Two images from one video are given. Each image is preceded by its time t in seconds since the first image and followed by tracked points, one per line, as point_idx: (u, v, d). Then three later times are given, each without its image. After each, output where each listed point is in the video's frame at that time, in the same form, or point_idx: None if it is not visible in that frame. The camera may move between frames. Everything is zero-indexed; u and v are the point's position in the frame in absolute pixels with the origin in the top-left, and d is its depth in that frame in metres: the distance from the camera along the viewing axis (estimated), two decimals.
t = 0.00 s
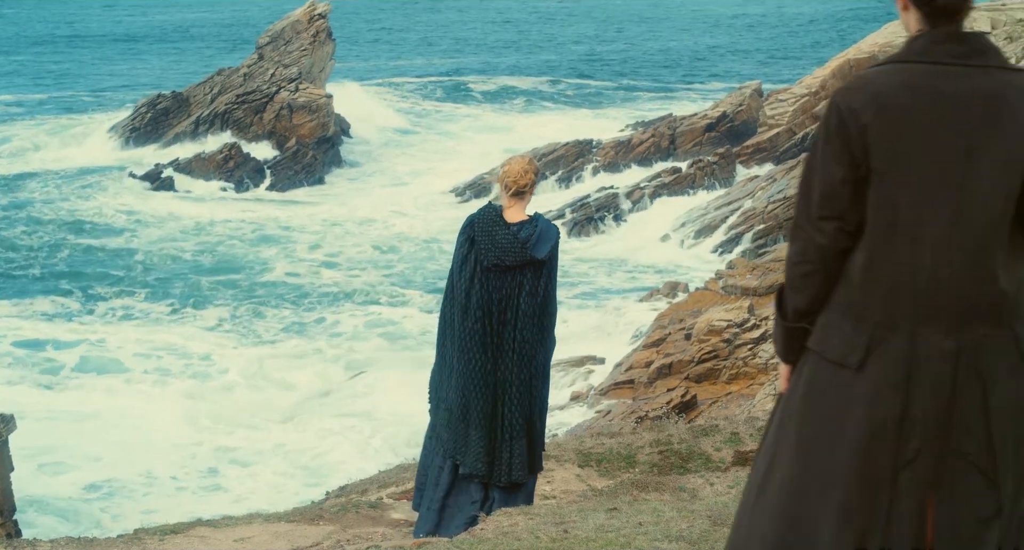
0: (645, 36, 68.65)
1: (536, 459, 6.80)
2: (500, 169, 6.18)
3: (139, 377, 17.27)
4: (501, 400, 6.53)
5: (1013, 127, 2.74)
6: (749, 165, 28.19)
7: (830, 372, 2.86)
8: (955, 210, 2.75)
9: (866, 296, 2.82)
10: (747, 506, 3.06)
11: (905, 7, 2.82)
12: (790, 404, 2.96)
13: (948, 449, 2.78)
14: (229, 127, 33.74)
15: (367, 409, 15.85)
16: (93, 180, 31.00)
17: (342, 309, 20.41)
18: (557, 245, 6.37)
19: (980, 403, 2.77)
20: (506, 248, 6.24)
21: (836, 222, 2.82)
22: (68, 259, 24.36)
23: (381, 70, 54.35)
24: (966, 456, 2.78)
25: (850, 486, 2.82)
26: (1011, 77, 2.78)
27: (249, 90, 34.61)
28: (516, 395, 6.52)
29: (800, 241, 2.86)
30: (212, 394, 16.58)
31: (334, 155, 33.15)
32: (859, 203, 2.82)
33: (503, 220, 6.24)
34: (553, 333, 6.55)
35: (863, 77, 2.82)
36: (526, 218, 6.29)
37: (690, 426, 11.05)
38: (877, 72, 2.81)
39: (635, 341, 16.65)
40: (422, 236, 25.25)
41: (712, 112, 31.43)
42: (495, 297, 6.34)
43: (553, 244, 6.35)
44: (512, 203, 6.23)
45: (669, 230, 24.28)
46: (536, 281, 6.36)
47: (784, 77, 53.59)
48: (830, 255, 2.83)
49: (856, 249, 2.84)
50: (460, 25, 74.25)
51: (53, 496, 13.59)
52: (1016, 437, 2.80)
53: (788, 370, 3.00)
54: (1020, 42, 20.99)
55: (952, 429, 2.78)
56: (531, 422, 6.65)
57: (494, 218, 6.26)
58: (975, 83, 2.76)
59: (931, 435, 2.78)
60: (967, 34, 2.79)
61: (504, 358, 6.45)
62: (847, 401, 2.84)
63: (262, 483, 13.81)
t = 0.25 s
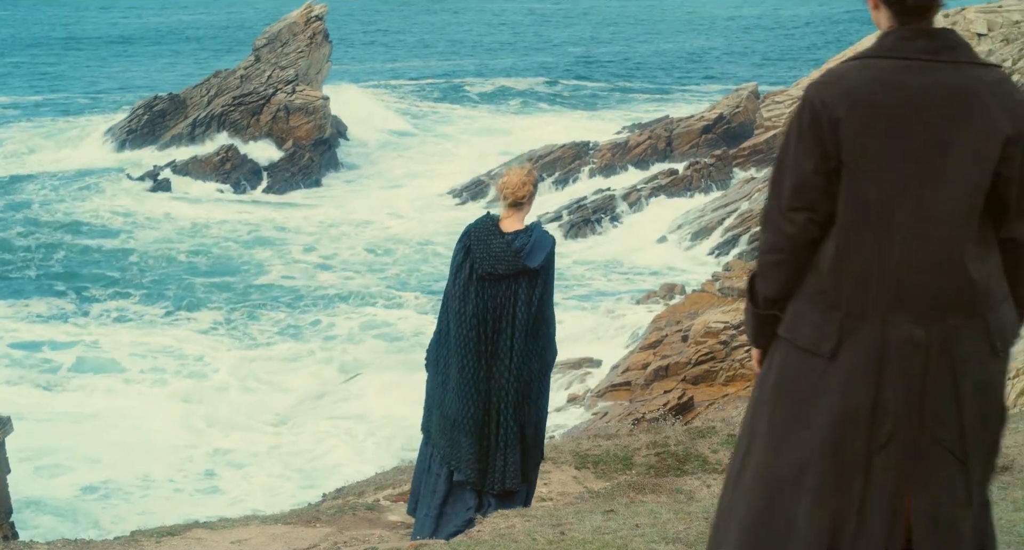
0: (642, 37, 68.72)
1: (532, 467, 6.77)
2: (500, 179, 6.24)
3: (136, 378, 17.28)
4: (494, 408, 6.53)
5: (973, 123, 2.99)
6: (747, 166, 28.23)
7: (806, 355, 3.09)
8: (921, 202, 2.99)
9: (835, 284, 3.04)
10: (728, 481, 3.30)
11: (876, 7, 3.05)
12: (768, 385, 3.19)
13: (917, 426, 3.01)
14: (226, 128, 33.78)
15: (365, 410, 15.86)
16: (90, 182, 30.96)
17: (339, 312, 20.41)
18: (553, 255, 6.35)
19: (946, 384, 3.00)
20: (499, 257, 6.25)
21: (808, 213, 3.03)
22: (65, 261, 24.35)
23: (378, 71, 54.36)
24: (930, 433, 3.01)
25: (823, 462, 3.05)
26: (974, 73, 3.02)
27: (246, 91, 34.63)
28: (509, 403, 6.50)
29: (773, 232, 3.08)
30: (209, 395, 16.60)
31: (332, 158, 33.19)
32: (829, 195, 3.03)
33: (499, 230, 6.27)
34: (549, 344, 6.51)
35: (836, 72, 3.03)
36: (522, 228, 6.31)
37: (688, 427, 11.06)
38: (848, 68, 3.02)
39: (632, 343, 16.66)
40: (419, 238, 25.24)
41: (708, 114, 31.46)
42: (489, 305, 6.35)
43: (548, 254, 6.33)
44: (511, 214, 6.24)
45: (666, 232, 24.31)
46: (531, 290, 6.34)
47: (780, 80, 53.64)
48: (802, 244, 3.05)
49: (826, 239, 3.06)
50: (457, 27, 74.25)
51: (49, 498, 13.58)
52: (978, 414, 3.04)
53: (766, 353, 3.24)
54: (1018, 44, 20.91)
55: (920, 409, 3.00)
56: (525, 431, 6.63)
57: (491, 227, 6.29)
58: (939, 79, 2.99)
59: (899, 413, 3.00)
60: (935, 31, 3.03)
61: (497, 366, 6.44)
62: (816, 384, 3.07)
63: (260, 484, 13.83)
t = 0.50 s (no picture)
0: (640, 40, 68.78)
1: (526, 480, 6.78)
2: (497, 194, 6.38)
3: (132, 381, 17.25)
4: (486, 418, 6.57)
5: (949, 120, 2.99)
6: (743, 169, 28.23)
7: (781, 347, 3.09)
8: (896, 196, 2.98)
9: (811, 277, 3.04)
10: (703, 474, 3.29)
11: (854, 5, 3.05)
12: (743, 377, 3.19)
13: (890, 420, 3.02)
14: (222, 131, 33.75)
15: (362, 413, 15.85)
16: (88, 185, 30.93)
17: (334, 315, 20.39)
18: (547, 266, 6.45)
19: (918, 378, 3.01)
20: (493, 269, 6.36)
21: (784, 207, 3.02)
22: (61, 263, 24.34)
23: (376, 75, 54.38)
24: (903, 426, 3.02)
25: (797, 455, 3.05)
26: (951, 70, 3.02)
27: (243, 95, 34.63)
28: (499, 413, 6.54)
29: (750, 227, 3.07)
30: (205, 398, 16.58)
31: (328, 161, 33.13)
32: (806, 190, 3.03)
33: (493, 242, 6.39)
34: (545, 356, 6.57)
35: (815, 68, 3.02)
36: (517, 240, 6.42)
37: (684, 431, 11.05)
38: (827, 65, 3.01)
39: (629, 346, 16.66)
40: (416, 241, 25.25)
41: (704, 117, 31.48)
42: (483, 316, 6.44)
43: (542, 265, 6.43)
44: (507, 227, 6.38)
45: (663, 234, 24.33)
46: (524, 302, 6.44)
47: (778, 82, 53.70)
48: (778, 238, 3.04)
49: (802, 234, 3.05)
50: (455, 30, 74.31)
51: (46, 502, 13.55)
52: (948, 409, 3.06)
53: (741, 346, 3.24)
54: (1015, 47, 20.81)
55: (893, 403, 3.02)
56: (519, 443, 6.65)
57: (486, 240, 6.41)
58: (917, 76, 2.99)
59: (872, 407, 3.01)
60: (912, 29, 3.02)
61: (489, 376, 6.50)
62: (793, 376, 3.07)
63: (257, 488, 13.79)
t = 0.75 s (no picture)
0: (639, 43, 68.84)
1: (526, 485, 6.93)
2: (495, 204, 6.56)
3: (131, 382, 17.29)
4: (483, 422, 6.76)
5: (928, 119, 3.22)
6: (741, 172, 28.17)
7: (768, 338, 3.35)
8: (876, 196, 3.23)
9: (795, 273, 3.29)
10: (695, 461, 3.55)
11: (835, 5, 3.28)
12: (734, 368, 3.45)
13: (875, 407, 3.27)
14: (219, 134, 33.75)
15: (359, 415, 15.87)
16: (86, 187, 30.91)
17: (331, 318, 20.39)
18: (545, 272, 6.57)
19: (900, 367, 3.26)
20: (491, 278, 6.55)
21: (769, 205, 3.28)
22: (56, 266, 24.30)
23: (374, 77, 54.39)
24: (885, 412, 3.27)
25: (785, 439, 3.30)
26: (930, 70, 3.25)
27: (240, 97, 34.63)
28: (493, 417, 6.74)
29: (738, 225, 3.32)
30: (203, 400, 16.62)
31: (326, 164, 33.13)
32: (791, 189, 3.27)
33: (492, 251, 6.58)
34: (544, 362, 6.73)
35: (798, 67, 3.26)
36: (516, 248, 6.59)
37: (682, 433, 11.05)
38: (809, 64, 3.25)
39: (626, 349, 16.67)
40: (413, 243, 25.23)
41: (702, 119, 31.44)
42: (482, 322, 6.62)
43: (541, 272, 6.55)
44: (506, 238, 6.56)
45: (660, 237, 24.32)
46: (522, 308, 6.60)
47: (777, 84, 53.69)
48: (764, 234, 3.29)
49: (787, 231, 3.30)
50: (453, 32, 74.37)
51: (45, 501, 13.60)
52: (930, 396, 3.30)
53: (732, 338, 3.49)
54: (1011, 50, 20.81)
55: (875, 390, 3.27)
56: (518, 447, 6.83)
57: (485, 249, 6.61)
58: (896, 75, 3.22)
59: (856, 395, 3.26)
60: (892, 26, 3.25)
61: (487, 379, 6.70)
62: (780, 366, 3.33)
63: (254, 491, 13.80)
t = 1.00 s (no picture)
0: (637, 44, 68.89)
1: (528, 484, 6.80)
2: (499, 203, 6.55)
3: (128, 385, 17.27)
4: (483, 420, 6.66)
5: (915, 120, 3.21)
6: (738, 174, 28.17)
7: (761, 340, 3.31)
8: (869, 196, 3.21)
9: (789, 275, 3.26)
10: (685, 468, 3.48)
11: (817, 8, 3.26)
12: (724, 372, 3.40)
13: (871, 405, 3.26)
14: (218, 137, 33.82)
15: (358, 417, 15.87)
16: (84, 189, 30.91)
17: (329, 320, 20.38)
18: (547, 273, 6.56)
19: (893, 365, 3.26)
20: (494, 277, 6.52)
21: (761, 208, 3.24)
22: (54, 267, 24.32)
23: (373, 80, 54.41)
24: (880, 410, 3.27)
25: (783, 440, 3.27)
26: (913, 71, 3.24)
27: (238, 99, 34.66)
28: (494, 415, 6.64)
29: (728, 228, 3.27)
30: (202, 402, 16.62)
31: (324, 166, 33.20)
32: (782, 191, 3.24)
33: (495, 250, 6.56)
34: (547, 361, 6.68)
35: (785, 71, 3.22)
36: (519, 248, 6.58)
37: (680, 435, 11.05)
38: (795, 67, 3.22)
39: (624, 350, 16.69)
40: (411, 245, 25.24)
41: (700, 121, 31.47)
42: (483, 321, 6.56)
43: (543, 272, 6.54)
44: (510, 237, 6.55)
45: (658, 239, 24.34)
46: (524, 307, 6.56)
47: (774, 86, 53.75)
48: (756, 237, 3.26)
49: (778, 233, 3.27)
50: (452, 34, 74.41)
51: (43, 503, 13.59)
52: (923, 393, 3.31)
53: (720, 341, 3.45)
54: (1009, 51, 20.86)
55: (871, 388, 3.26)
56: (520, 446, 6.71)
57: (488, 249, 6.58)
58: (881, 77, 3.20)
59: (851, 395, 3.25)
60: (873, 29, 3.23)
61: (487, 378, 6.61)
62: (775, 368, 3.30)
63: (253, 493, 13.79)
